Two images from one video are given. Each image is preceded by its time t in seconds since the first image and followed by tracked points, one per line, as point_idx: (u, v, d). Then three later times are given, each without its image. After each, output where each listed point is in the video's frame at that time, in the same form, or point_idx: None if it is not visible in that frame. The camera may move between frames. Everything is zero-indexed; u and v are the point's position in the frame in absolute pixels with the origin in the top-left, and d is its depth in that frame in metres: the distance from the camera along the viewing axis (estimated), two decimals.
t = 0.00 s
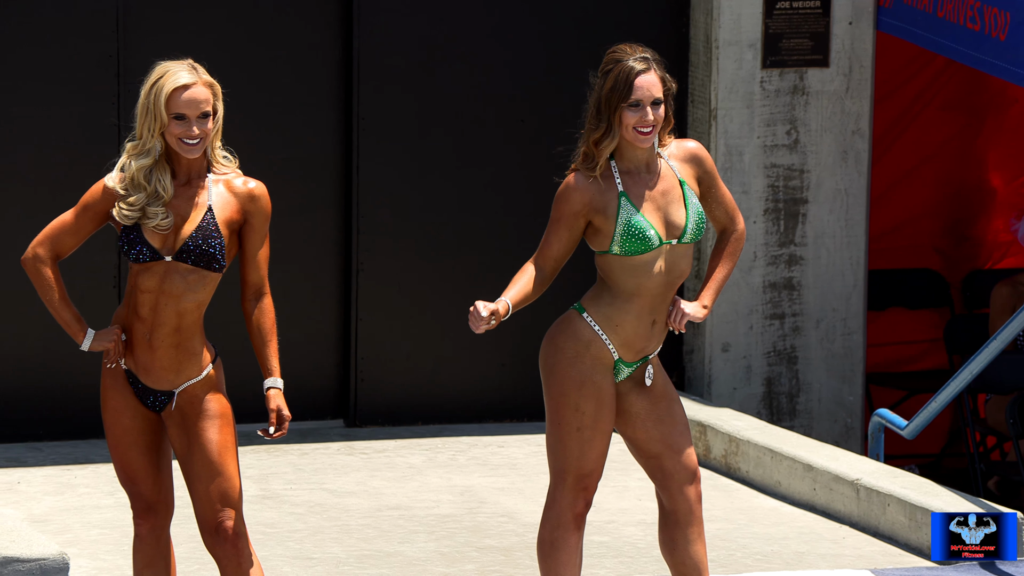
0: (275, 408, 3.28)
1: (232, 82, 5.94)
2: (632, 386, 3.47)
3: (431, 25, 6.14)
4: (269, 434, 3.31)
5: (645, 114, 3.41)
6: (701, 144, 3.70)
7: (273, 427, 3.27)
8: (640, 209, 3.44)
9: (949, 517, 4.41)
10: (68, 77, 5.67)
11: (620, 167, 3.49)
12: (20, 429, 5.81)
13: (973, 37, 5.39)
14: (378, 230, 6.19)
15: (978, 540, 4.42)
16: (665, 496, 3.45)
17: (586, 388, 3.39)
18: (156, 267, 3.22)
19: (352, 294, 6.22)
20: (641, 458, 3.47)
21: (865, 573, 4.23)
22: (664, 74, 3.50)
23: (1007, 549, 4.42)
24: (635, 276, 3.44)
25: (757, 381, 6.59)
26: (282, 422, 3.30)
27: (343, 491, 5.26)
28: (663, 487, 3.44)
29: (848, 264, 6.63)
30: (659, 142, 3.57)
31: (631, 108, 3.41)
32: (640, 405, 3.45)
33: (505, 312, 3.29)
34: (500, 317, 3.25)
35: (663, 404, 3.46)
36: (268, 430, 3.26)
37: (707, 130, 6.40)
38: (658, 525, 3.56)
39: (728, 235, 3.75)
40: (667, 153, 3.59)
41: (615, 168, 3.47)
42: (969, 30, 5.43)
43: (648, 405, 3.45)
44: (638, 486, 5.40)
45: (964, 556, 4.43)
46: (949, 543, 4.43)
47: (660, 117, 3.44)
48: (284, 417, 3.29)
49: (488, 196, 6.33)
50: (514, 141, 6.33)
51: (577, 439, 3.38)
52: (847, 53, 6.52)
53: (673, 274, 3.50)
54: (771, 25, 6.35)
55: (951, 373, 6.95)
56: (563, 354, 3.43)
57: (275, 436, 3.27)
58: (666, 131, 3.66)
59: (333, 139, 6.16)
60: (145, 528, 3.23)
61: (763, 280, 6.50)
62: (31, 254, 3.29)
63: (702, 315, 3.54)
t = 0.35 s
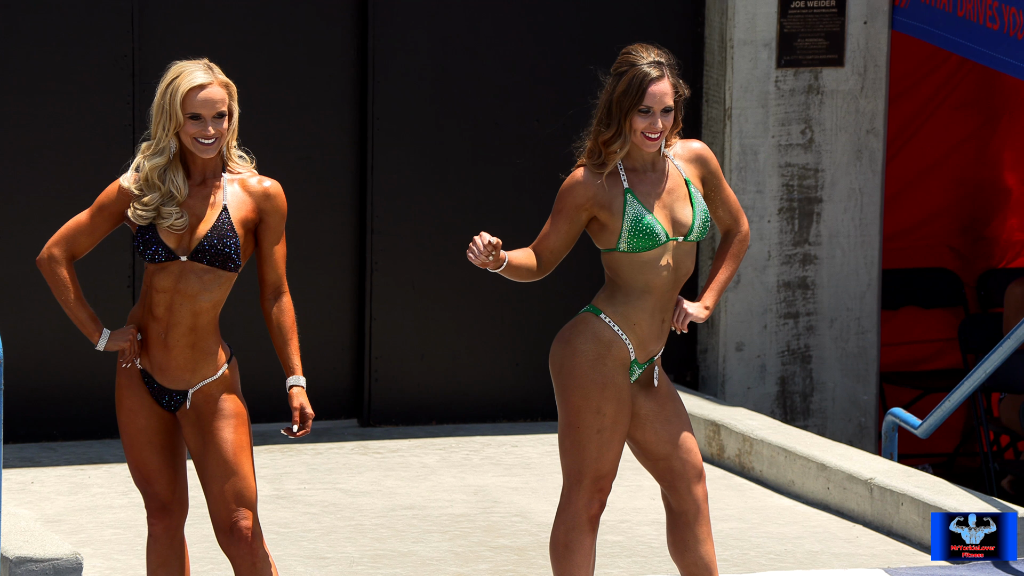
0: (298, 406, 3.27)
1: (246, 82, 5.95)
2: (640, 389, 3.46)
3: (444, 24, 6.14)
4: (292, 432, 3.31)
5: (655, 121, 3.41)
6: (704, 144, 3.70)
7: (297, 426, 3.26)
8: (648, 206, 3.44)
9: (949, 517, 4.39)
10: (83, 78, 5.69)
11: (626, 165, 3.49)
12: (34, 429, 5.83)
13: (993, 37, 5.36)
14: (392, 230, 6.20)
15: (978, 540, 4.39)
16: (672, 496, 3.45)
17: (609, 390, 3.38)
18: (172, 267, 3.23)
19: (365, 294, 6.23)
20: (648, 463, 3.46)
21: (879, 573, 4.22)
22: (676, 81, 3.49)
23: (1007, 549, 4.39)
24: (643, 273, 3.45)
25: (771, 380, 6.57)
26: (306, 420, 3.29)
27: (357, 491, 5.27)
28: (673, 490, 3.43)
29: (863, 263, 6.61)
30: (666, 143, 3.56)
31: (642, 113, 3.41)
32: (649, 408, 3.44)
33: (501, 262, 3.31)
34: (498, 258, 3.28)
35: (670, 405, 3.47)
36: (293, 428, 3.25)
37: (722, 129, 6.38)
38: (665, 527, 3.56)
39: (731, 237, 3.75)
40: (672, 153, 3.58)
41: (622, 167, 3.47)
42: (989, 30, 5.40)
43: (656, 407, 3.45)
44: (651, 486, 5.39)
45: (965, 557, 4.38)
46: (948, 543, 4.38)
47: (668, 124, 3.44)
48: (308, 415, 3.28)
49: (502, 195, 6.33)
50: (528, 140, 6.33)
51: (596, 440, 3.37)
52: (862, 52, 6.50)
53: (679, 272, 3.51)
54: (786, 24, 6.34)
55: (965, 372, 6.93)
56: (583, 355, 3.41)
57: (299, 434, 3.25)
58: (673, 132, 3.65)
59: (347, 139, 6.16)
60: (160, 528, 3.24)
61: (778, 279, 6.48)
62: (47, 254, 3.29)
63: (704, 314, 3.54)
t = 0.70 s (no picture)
0: (297, 403, 3.27)
1: (243, 82, 5.95)
2: (632, 390, 3.47)
3: (441, 24, 6.14)
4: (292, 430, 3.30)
5: (651, 117, 3.41)
6: (699, 147, 3.71)
7: (296, 424, 3.26)
8: (644, 209, 3.44)
9: (949, 517, 4.39)
10: (80, 78, 5.68)
11: (622, 167, 3.49)
12: (32, 429, 5.83)
13: (986, 36, 5.39)
14: (389, 230, 6.20)
15: (978, 540, 4.40)
16: (662, 498, 3.46)
17: (601, 391, 3.38)
18: (169, 267, 3.23)
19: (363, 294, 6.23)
20: (640, 465, 3.47)
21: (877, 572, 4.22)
22: (672, 76, 3.50)
23: (1006, 549, 4.41)
24: (640, 275, 3.44)
25: (769, 380, 6.58)
26: (306, 418, 3.29)
27: (355, 491, 5.27)
28: (663, 492, 3.45)
29: (860, 262, 6.62)
30: (660, 144, 3.58)
31: (638, 110, 3.41)
32: (642, 408, 3.46)
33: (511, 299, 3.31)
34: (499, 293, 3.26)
35: (663, 407, 3.48)
36: (293, 425, 3.25)
37: (720, 129, 6.39)
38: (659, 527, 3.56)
39: (725, 239, 3.76)
40: (667, 155, 3.60)
41: (617, 169, 3.48)
42: (982, 28, 5.43)
43: (648, 408, 3.46)
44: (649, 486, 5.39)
45: (965, 557, 4.39)
46: (948, 543, 4.40)
47: (665, 121, 3.44)
48: (307, 413, 3.28)
49: (500, 196, 6.33)
50: (526, 140, 6.33)
51: (591, 440, 3.37)
52: (859, 51, 6.50)
53: (677, 274, 3.51)
54: (784, 24, 6.34)
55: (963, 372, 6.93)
56: (576, 355, 3.41)
57: (300, 432, 3.25)
58: (667, 134, 3.67)
59: (345, 139, 6.16)
60: (158, 528, 3.24)
61: (775, 279, 6.49)
62: (44, 254, 3.29)
63: (700, 317, 3.55)
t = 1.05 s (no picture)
0: (299, 402, 3.27)
1: (242, 83, 5.95)
2: (632, 390, 3.47)
3: (440, 24, 6.14)
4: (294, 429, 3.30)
5: (649, 114, 3.40)
6: (700, 148, 3.70)
7: (298, 422, 3.25)
8: (643, 212, 3.44)
9: (949, 517, 4.40)
10: (79, 79, 5.68)
11: (623, 170, 3.49)
12: (31, 430, 5.83)
13: (982, 36, 5.40)
14: (388, 231, 6.20)
15: (978, 540, 4.41)
16: (661, 498, 3.46)
17: (598, 391, 3.38)
18: (168, 268, 3.23)
19: (362, 296, 6.23)
20: (639, 464, 3.48)
21: (876, 572, 4.23)
22: (669, 74, 3.50)
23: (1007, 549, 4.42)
24: (640, 278, 3.44)
25: (768, 380, 6.58)
26: (308, 417, 3.29)
27: (354, 492, 5.27)
28: (662, 493, 3.45)
29: (859, 263, 6.62)
30: (660, 146, 3.58)
31: (635, 109, 3.41)
32: (642, 409, 3.46)
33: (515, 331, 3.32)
34: (502, 331, 3.27)
35: (663, 407, 3.48)
36: (295, 424, 3.25)
37: (718, 130, 6.39)
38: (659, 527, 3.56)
39: (727, 239, 3.76)
40: (668, 157, 3.60)
41: (618, 172, 3.48)
42: (977, 29, 5.44)
43: (649, 409, 3.46)
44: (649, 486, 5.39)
45: (965, 557, 4.41)
46: (948, 543, 4.41)
47: (664, 118, 3.43)
48: (309, 411, 3.28)
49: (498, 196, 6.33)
50: (525, 140, 6.33)
51: (588, 441, 3.37)
52: (858, 51, 6.50)
53: (678, 277, 3.50)
54: (782, 24, 6.34)
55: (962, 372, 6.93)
56: (573, 356, 3.41)
57: (302, 431, 3.25)
58: (667, 136, 3.67)
59: (344, 140, 6.16)
60: (157, 529, 3.24)
61: (774, 279, 6.49)
62: (41, 256, 3.29)
63: (702, 318, 3.55)
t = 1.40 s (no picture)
0: (301, 405, 3.28)
1: (239, 86, 5.94)
2: (633, 392, 3.47)
3: (436, 27, 6.14)
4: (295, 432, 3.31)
5: (650, 120, 3.41)
6: (700, 150, 3.71)
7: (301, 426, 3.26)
8: (643, 213, 3.44)
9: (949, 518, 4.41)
10: (76, 83, 5.68)
11: (623, 171, 3.49)
12: (28, 434, 5.82)
13: (978, 38, 5.41)
14: (385, 234, 6.20)
15: (978, 540, 4.40)
16: (666, 498, 3.45)
17: (598, 393, 3.38)
18: (164, 272, 3.23)
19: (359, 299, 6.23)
20: (642, 464, 3.48)
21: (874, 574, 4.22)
22: (670, 78, 3.50)
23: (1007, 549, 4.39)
24: (639, 280, 3.44)
25: (765, 382, 6.58)
26: (309, 420, 3.29)
27: (352, 495, 5.26)
28: (666, 495, 3.44)
29: (857, 264, 6.62)
30: (660, 148, 3.58)
31: (636, 114, 3.41)
32: (642, 411, 3.45)
33: (511, 317, 3.35)
34: (499, 315, 3.30)
35: (664, 410, 3.47)
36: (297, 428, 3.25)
37: (715, 132, 6.39)
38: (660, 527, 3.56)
39: (727, 242, 3.75)
40: (668, 158, 3.60)
41: (618, 173, 3.48)
42: (974, 30, 5.44)
43: (649, 411, 3.45)
44: (646, 489, 5.38)
45: (963, 557, 4.41)
46: (948, 543, 4.41)
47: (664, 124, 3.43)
48: (311, 414, 3.28)
49: (496, 199, 6.33)
50: (522, 143, 6.33)
51: (588, 443, 3.37)
52: (854, 53, 6.50)
53: (676, 279, 3.51)
54: (779, 26, 6.35)
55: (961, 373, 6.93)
56: (572, 358, 3.42)
57: (305, 434, 3.25)
58: (668, 137, 3.67)
59: (341, 143, 6.16)
60: (154, 533, 3.23)
61: (772, 281, 6.49)
62: (35, 258, 3.29)
63: (700, 320, 3.54)
